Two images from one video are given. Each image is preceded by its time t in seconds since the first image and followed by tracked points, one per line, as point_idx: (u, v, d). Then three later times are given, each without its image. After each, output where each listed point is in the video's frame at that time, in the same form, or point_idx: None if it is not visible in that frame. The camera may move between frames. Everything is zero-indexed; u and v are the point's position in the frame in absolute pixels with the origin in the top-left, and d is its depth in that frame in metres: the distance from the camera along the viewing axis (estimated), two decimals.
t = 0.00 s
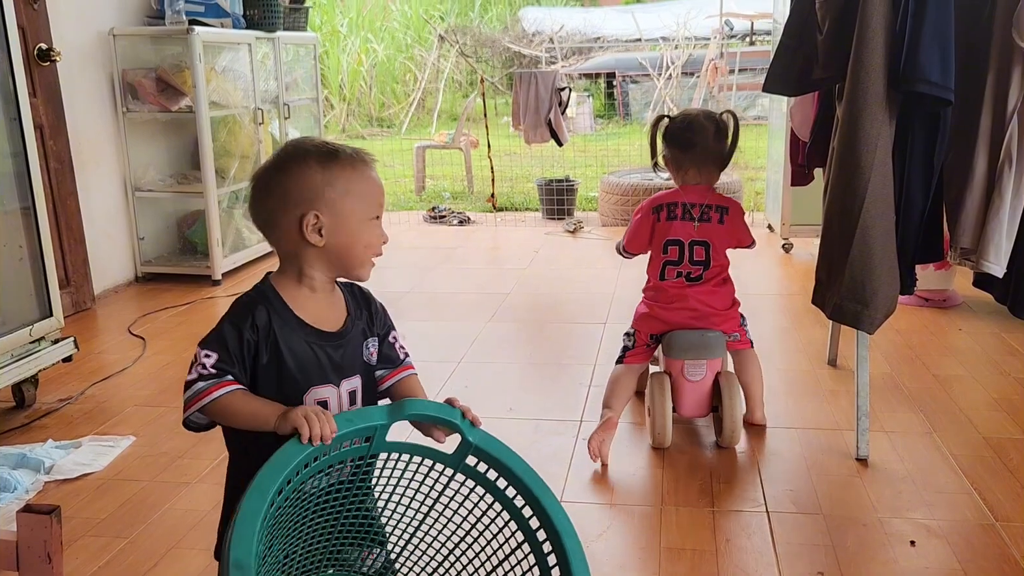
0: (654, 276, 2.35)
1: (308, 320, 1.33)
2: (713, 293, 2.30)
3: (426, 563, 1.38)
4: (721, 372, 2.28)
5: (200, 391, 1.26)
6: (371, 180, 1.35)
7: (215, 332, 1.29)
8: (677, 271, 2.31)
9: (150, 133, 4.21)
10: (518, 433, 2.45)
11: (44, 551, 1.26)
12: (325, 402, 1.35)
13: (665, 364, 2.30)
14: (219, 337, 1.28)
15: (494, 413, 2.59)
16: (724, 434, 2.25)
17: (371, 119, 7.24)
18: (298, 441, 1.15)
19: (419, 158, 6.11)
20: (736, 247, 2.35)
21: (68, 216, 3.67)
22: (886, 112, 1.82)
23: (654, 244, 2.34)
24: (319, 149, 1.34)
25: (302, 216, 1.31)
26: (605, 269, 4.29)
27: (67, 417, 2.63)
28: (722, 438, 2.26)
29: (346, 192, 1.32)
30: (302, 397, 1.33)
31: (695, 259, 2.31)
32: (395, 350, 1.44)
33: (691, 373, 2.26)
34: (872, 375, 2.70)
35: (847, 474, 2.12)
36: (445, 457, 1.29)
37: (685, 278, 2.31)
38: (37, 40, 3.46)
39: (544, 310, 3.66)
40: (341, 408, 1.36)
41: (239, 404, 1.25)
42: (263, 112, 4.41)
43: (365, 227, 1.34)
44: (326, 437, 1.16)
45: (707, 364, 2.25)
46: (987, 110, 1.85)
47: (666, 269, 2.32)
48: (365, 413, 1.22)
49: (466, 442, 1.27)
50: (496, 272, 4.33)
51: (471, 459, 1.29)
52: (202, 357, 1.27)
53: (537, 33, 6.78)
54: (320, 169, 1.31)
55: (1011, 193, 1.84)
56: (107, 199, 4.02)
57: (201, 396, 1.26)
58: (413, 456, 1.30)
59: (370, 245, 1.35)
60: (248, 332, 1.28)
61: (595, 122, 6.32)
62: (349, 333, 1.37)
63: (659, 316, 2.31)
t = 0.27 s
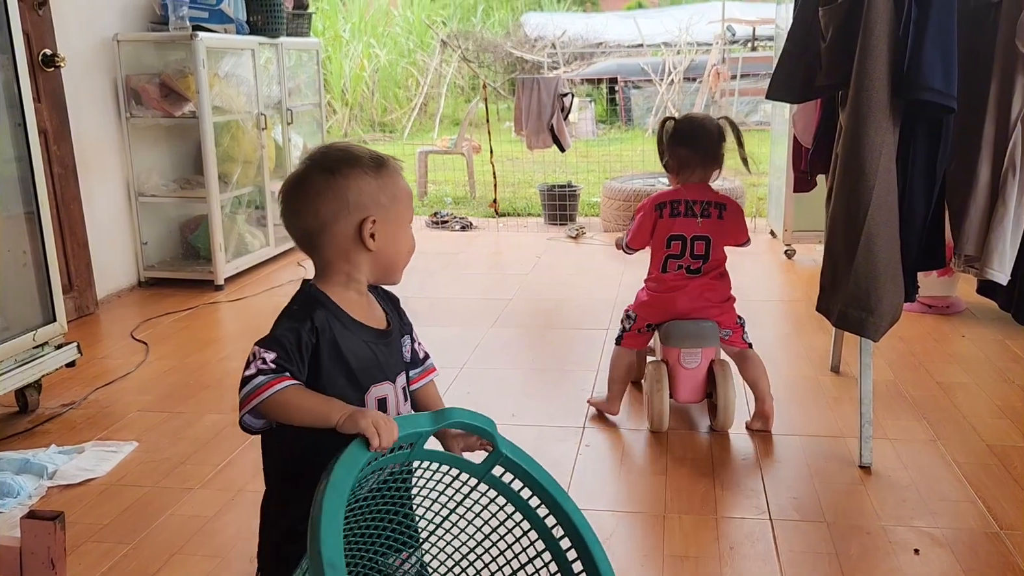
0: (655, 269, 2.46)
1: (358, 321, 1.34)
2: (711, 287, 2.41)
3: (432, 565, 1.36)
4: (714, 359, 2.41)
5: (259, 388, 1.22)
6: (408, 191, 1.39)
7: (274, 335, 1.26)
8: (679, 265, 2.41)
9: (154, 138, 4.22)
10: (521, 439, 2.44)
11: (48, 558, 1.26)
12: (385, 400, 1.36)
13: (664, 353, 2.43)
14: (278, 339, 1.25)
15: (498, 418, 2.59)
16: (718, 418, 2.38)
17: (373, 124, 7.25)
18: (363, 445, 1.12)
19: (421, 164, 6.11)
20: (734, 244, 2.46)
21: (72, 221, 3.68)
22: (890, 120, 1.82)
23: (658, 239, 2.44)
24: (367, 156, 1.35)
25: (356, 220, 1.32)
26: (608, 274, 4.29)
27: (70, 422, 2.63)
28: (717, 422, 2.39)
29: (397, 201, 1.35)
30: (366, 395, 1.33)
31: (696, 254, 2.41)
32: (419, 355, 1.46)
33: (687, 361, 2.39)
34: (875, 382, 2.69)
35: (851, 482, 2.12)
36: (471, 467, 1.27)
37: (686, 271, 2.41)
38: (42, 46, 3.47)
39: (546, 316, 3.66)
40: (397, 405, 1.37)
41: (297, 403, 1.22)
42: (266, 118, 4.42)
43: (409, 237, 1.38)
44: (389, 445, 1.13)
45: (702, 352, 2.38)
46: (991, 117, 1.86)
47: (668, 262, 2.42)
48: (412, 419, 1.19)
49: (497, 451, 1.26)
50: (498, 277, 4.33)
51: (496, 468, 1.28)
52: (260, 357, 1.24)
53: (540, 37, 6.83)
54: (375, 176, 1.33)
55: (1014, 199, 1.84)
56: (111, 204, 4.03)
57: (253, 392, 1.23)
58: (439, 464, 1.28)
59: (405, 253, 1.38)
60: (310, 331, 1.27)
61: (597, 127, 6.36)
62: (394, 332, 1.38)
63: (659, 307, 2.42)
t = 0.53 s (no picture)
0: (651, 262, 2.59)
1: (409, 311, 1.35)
2: (706, 279, 2.55)
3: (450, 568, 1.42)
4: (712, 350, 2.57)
5: (351, 381, 1.22)
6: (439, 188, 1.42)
7: (350, 324, 1.26)
8: (674, 259, 2.56)
9: (159, 143, 4.23)
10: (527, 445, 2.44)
11: (56, 563, 1.26)
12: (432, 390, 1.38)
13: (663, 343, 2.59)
14: (356, 327, 1.26)
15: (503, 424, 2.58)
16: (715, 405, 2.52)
17: (378, 128, 7.26)
18: (453, 451, 1.19)
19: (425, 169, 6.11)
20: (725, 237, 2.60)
21: (78, 227, 3.69)
22: (897, 127, 1.82)
23: (654, 235, 2.56)
24: (402, 154, 1.37)
25: (398, 216, 1.33)
26: (613, 280, 4.29)
27: (77, 427, 2.63)
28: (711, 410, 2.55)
29: (432, 197, 1.37)
30: (418, 387, 1.34)
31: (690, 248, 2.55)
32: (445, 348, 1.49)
33: (686, 351, 2.55)
34: (882, 389, 2.69)
35: (857, 489, 2.11)
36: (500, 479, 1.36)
37: (681, 264, 2.55)
38: (49, 51, 3.48)
39: (551, 321, 3.66)
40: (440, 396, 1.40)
41: (388, 403, 1.22)
42: (271, 123, 4.42)
43: (445, 231, 1.40)
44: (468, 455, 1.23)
45: (699, 343, 2.54)
46: (996, 124, 1.86)
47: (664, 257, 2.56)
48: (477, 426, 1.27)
49: (529, 466, 1.34)
50: (503, 283, 4.33)
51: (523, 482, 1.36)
52: (345, 347, 1.23)
53: (544, 42, 6.85)
54: (412, 172, 1.35)
55: (1021, 206, 1.84)
56: (116, 209, 4.04)
57: (346, 387, 1.22)
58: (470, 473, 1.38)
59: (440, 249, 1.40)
60: (378, 320, 1.28)
61: (602, 132, 6.31)
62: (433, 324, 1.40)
63: (657, 299, 2.56)
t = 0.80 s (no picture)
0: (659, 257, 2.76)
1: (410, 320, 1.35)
2: (710, 271, 2.72)
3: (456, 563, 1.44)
4: (714, 341, 2.70)
5: (366, 402, 1.22)
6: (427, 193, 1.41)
7: (355, 342, 1.25)
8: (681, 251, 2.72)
9: (168, 147, 4.25)
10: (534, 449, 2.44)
11: (68, 566, 1.26)
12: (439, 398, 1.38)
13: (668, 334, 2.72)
14: (363, 345, 1.25)
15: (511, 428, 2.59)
16: (717, 395, 2.63)
17: (384, 132, 7.29)
18: (473, 450, 1.22)
19: (432, 173, 6.10)
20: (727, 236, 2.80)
21: (87, 231, 3.71)
22: (905, 132, 1.82)
23: (664, 232, 2.75)
24: (390, 161, 1.37)
25: (391, 221, 1.32)
26: (620, 284, 4.29)
27: (86, 430, 2.65)
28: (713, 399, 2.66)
29: (423, 202, 1.37)
30: (428, 397, 1.34)
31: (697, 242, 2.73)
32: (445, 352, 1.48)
33: (688, 341, 2.68)
34: (890, 394, 2.68)
35: (865, 494, 2.11)
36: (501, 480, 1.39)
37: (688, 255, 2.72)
38: (59, 56, 3.50)
39: (558, 325, 3.66)
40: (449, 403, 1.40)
41: (403, 417, 1.23)
42: (278, 127, 4.44)
43: (437, 236, 1.39)
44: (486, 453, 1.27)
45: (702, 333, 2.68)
46: (1005, 129, 1.86)
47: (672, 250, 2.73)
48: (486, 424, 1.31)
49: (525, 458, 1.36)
50: (509, 287, 4.34)
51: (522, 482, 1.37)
52: (354, 368, 1.23)
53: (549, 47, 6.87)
54: (401, 177, 1.35)
55: None
56: (125, 213, 4.06)
57: (360, 409, 1.22)
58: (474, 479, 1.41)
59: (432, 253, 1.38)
60: (382, 333, 1.27)
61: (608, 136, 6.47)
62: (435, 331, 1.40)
63: (664, 289, 2.71)
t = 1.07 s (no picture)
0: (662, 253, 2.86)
1: (371, 352, 1.29)
2: (711, 266, 2.82)
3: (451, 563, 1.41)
4: (714, 333, 2.81)
5: (329, 446, 1.17)
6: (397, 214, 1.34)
7: (313, 385, 1.18)
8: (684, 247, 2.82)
9: (176, 152, 4.26)
10: (542, 453, 2.45)
11: (77, 569, 1.26)
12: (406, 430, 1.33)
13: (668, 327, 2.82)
14: (322, 388, 1.18)
15: (518, 432, 2.59)
16: (716, 384, 2.76)
17: (391, 137, 7.32)
18: (439, 463, 1.19)
19: (438, 177, 6.11)
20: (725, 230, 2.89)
21: (96, 234, 3.73)
22: (913, 137, 1.83)
23: (665, 229, 2.84)
24: (359, 180, 1.29)
25: (358, 248, 1.25)
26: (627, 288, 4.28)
27: (95, 433, 2.66)
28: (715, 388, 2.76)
29: (392, 226, 1.30)
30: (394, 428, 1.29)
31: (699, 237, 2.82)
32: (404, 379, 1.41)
33: (689, 333, 2.79)
34: (897, 399, 2.68)
35: (873, 499, 2.11)
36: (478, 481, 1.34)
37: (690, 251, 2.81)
38: (70, 61, 3.53)
39: (564, 330, 3.66)
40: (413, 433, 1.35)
41: (367, 451, 1.19)
42: (287, 132, 4.45)
43: (407, 261, 1.32)
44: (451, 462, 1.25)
45: (703, 327, 2.79)
46: (1013, 134, 1.86)
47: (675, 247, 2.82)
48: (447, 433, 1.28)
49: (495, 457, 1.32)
50: (516, 291, 4.34)
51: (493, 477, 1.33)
52: (314, 414, 1.17)
53: (556, 51, 6.85)
54: (370, 201, 1.27)
55: None
56: (134, 217, 4.08)
57: (322, 454, 1.17)
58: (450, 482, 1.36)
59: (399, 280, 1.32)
60: (343, 372, 1.21)
61: (614, 140, 6.45)
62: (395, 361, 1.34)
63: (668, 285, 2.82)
